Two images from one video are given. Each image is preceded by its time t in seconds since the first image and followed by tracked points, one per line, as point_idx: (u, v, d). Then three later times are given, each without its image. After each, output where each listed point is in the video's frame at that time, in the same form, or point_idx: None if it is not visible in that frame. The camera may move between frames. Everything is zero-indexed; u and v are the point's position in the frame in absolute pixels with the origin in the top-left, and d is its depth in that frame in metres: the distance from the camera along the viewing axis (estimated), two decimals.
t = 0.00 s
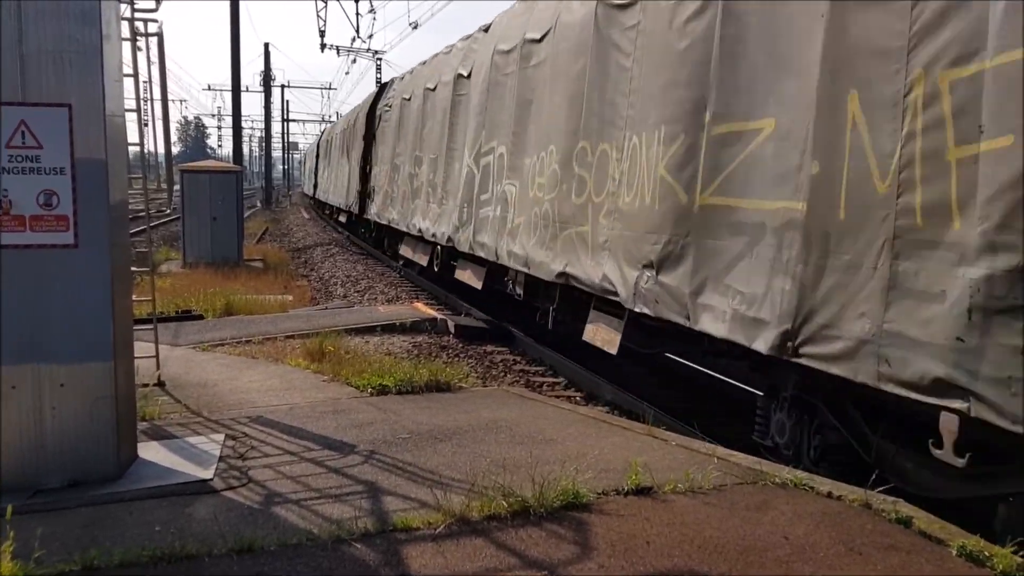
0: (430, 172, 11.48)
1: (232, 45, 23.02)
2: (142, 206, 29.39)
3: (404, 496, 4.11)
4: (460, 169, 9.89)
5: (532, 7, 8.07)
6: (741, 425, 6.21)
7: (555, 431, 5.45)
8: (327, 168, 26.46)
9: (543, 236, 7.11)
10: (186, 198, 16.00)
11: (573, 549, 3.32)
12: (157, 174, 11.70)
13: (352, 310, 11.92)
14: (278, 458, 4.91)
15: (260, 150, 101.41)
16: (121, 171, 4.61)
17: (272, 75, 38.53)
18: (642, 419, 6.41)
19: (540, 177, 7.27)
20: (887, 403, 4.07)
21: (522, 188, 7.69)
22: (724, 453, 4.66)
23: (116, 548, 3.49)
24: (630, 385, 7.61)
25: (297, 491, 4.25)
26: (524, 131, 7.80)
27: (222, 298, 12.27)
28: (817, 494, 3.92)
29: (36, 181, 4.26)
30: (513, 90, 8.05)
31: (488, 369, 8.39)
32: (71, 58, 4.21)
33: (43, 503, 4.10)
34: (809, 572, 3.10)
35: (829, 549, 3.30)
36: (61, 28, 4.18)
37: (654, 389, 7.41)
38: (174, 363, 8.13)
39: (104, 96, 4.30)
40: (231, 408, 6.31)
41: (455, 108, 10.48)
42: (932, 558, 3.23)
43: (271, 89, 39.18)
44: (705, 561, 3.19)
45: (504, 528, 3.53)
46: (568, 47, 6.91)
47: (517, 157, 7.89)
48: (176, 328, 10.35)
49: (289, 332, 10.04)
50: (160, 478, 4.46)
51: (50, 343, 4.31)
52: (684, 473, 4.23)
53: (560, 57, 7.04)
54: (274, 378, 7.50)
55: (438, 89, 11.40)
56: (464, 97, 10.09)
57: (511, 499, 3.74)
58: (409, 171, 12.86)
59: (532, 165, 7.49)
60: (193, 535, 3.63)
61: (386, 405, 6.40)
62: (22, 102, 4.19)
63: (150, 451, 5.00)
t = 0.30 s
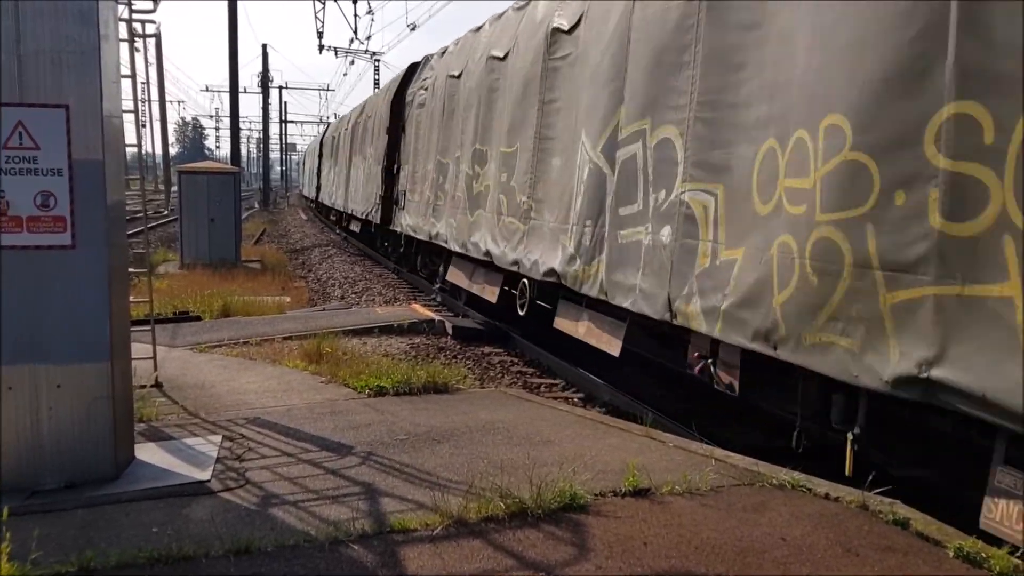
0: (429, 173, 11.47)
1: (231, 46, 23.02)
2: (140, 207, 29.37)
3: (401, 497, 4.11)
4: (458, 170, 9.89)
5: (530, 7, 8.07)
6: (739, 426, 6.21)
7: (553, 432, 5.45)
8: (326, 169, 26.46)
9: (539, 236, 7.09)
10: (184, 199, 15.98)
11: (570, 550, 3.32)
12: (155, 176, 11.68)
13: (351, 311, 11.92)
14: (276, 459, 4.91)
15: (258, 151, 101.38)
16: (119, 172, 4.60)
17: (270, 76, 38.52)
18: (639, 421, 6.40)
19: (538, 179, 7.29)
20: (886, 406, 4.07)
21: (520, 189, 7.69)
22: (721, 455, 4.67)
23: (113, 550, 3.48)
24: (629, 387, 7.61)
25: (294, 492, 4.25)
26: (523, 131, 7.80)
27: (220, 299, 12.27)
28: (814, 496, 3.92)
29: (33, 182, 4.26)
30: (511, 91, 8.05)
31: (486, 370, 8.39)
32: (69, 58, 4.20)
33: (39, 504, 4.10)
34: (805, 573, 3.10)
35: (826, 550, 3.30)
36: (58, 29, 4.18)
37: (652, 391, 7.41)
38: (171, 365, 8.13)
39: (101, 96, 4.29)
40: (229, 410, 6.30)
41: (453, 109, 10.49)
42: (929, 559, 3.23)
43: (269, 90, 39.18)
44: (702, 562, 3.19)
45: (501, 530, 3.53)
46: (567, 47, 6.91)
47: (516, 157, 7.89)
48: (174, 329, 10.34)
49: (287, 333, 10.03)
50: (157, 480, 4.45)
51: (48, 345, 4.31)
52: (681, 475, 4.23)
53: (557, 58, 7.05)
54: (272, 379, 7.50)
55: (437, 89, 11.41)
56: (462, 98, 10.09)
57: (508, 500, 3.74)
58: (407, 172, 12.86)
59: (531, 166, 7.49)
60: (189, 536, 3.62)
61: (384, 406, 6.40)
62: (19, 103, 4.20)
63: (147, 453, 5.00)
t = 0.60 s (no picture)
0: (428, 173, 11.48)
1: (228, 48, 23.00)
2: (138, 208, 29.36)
3: (400, 498, 4.12)
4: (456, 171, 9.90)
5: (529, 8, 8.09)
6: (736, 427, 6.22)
7: (551, 433, 5.45)
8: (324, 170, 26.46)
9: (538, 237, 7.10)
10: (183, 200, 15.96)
11: (569, 550, 3.33)
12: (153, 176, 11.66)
13: (349, 312, 11.92)
14: (274, 460, 4.91)
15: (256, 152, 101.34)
16: (116, 173, 4.60)
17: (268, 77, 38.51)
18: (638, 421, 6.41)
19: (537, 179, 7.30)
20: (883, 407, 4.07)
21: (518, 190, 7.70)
22: (718, 455, 4.68)
23: (112, 550, 3.48)
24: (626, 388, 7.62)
25: (293, 493, 4.25)
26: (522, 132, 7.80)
27: (218, 300, 12.26)
28: (813, 496, 3.93)
29: (32, 182, 4.26)
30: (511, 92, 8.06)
31: (484, 371, 8.40)
32: (68, 59, 4.21)
33: (36, 504, 4.10)
34: (803, 573, 3.10)
35: (824, 550, 3.31)
36: (57, 30, 4.18)
37: (650, 392, 7.42)
38: (169, 366, 8.12)
39: (100, 97, 4.30)
40: (227, 410, 6.30)
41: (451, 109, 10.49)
42: (927, 559, 3.24)
43: (266, 90, 39.16)
44: (700, 563, 3.19)
45: (499, 530, 3.54)
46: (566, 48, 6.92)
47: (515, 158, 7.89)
48: (172, 330, 10.33)
49: (285, 334, 10.03)
50: (155, 481, 4.45)
51: (46, 345, 4.30)
52: (680, 476, 4.24)
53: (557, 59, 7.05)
54: (270, 380, 7.50)
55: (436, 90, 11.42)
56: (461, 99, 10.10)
57: (507, 501, 3.75)
58: (406, 173, 12.87)
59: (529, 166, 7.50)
60: (188, 537, 3.62)
61: (383, 407, 6.40)
62: (19, 103, 4.19)
63: (146, 454, 4.99)
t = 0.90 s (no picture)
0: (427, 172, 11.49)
1: (225, 46, 22.94)
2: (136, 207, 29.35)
3: (399, 496, 4.12)
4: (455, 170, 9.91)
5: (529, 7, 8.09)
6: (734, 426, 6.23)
7: (549, 432, 5.46)
8: (323, 169, 26.46)
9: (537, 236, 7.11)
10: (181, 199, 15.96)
11: (567, 548, 3.34)
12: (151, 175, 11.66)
13: (347, 311, 11.92)
14: (273, 458, 4.91)
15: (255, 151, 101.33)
16: (116, 172, 4.61)
17: (266, 75, 38.49)
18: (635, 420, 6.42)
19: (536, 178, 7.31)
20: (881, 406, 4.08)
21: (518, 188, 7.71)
22: (716, 455, 4.68)
23: (111, 549, 3.48)
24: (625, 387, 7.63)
25: (291, 492, 4.25)
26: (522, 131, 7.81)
27: (216, 298, 12.26)
28: (811, 495, 3.94)
29: (31, 181, 4.26)
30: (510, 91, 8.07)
31: (482, 370, 8.40)
32: (66, 59, 4.21)
33: (35, 503, 4.10)
34: (800, 572, 3.11)
35: (822, 549, 3.32)
36: (56, 29, 4.18)
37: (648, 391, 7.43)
38: (168, 364, 8.12)
39: (99, 96, 4.30)
40: (226, 410, 6.30)
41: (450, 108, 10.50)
42: (924, 558, 3.26)
43: (265, 89, 39.15)
44: (698, 562, 3.20)
45: (498, 529, 3.54)
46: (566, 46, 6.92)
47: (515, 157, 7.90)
48: (171, 328, 10.33)
49: (284, 333, 10.03)
50: (154, 480, 4.45)
51: (45, 344, 4.31)
52: (678, 475, 4.25)
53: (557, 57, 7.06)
54: (269, 379, 7.50)
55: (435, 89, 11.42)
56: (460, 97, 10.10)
57: (505, 500, 3.75)
58: (405, 172, 12.88)
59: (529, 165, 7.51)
60: (187, 536, 3.62)
61: (381, 405, 6.41)
62: (18, 102, 4.19)
63: (144, 452, 4.99)
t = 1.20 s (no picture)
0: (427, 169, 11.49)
1: (225, 44, 22.93)
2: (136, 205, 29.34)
3: (399, 494, 4.12)
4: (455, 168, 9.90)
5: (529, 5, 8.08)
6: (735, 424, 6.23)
7: (548, 430, 5.46)
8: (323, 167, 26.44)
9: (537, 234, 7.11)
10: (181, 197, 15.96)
11: (567, 547, 3.34)
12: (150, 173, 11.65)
13: (347, 309, 11.92)
14: (272, 456, 4.92)
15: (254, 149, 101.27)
16: (115, 170, 4.61)
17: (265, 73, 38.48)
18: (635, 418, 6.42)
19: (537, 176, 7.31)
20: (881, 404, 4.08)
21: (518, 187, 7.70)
22: (716, 453, 4.68)
23: (110, 547, 3.48)
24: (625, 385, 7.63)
25: (291, 489, 4.26)
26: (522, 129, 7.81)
27: (216, 296, 12.26)
28: (810, 494, 3.94)
29: (30, 179, 4.25)
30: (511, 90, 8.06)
31: (482, 368, 8.40)
32: (65, 56, 4.21)
33: (34, 501, 4.10)
34: (800, 571, 3.11)
35: (822, 547, 3.31)
36: (55, 27, 4.17)
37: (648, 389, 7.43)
38: (167, 362, 8.12)
39: (99, 95, 4.30)
40: (225, 408, 6.30)
41: (450, 106, 10.50)
42: (923, 557, 3.25)
43: (265, 87, 39.12)
44: (698, 560, 3.20)
45: (498, 527, 3.54)
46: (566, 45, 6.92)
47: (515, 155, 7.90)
48: (171, 327, 10.32)
49: (283, 331, 10.02)
50: (154, 477, 4.45)
51: (44, 342, 4.30)
52: (678, 473, 4.25)
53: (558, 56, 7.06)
54: (268, 377, 7.50)
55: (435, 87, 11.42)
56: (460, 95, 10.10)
57: (505, 498, 3.75)
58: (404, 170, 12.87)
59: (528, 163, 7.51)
60: (186, 534, 3.62)
61: (381, 404, 6.40)
62: (17, 100, 4.19)
63: (144, 450, 4.99)
